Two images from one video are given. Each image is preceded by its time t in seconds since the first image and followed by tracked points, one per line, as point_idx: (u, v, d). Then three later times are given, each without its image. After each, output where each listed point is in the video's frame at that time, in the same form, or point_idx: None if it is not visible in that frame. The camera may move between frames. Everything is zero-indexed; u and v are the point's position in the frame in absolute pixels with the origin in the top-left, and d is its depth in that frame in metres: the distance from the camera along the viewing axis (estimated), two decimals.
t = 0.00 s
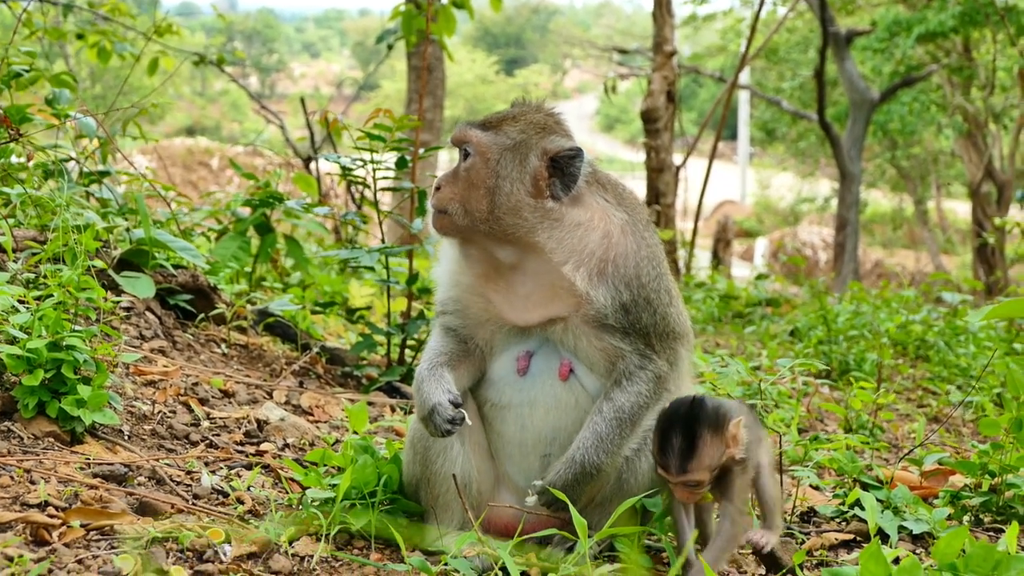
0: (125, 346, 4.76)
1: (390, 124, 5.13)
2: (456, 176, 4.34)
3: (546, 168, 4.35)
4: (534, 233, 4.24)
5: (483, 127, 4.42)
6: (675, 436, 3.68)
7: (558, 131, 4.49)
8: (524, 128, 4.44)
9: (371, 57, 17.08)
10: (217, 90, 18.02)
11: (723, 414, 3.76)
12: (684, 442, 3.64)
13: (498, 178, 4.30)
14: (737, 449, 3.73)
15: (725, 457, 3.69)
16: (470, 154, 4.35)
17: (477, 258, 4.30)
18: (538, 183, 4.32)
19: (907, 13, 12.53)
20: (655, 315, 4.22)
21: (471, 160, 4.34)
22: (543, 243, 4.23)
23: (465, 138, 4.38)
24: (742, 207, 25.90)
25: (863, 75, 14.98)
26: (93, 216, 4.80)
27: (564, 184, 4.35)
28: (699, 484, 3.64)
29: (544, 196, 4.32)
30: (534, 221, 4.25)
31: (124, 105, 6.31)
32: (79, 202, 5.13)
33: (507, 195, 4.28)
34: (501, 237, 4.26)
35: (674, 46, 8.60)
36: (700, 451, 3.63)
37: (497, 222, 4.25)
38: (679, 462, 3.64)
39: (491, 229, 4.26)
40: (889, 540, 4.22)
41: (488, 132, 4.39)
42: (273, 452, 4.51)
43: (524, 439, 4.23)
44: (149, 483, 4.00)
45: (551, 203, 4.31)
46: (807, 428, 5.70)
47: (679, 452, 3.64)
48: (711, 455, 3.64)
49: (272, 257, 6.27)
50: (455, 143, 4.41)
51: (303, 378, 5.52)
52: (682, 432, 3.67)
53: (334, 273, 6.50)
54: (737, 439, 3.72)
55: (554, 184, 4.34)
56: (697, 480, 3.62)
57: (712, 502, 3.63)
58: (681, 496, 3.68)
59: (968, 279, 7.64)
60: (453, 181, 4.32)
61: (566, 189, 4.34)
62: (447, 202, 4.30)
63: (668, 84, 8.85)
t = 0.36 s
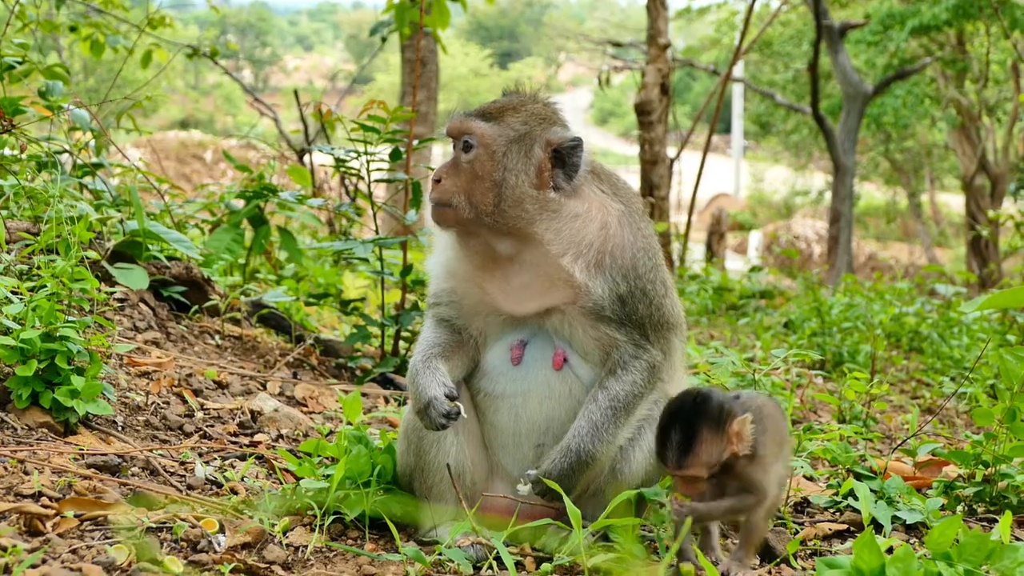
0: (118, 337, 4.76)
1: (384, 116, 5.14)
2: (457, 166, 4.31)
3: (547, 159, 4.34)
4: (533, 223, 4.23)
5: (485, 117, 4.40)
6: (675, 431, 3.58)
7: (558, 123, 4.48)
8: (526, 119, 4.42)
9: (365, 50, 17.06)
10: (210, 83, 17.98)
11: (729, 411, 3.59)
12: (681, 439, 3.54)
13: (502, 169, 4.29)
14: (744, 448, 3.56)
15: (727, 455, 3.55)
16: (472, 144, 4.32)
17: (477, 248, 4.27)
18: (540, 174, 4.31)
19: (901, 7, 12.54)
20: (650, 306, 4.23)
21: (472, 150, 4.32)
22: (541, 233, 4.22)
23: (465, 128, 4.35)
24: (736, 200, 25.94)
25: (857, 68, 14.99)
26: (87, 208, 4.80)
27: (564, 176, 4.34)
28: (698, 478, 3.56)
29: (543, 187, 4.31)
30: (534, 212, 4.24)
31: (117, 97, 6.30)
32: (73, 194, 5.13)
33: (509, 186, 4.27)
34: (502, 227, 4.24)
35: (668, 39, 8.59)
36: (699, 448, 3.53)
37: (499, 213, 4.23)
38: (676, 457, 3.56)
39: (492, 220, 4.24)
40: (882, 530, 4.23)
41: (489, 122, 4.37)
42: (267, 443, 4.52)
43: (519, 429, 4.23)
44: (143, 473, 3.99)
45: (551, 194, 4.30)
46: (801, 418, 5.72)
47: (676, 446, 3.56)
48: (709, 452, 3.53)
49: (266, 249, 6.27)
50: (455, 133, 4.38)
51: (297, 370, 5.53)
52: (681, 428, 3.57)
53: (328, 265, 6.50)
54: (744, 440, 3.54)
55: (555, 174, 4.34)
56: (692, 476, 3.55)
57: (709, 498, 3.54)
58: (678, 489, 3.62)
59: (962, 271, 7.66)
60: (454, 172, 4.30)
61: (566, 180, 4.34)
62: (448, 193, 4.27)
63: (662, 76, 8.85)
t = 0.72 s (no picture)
0: (111, 331, 4.75)
1: (377, 109, 5.14)
2: (453, 160, 4.29)
3: (543, 153, 4.34)
4: (529, 219, 4.23)
5: (480, 110, 4.38)
6: (651, 381, 3.71)
7: (553, 116, 4.48)
8: (522, 112, 4.42)
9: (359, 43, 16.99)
10: (204, 77, 17.88)
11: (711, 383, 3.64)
12: (653, 387, 3.67)
13: (499, 163, 4.29)
14: (715, 422, 3.58)
15: (696, 421, 3.61)
16: (468, 138, 4.30)
17: (472, 243, 4.27)
18: (537, 169, 4.31)
19: None
20: (643, 301, 4.24)
21: (469, 143, 4.30)
22: (536, 228, 4.22)
23: (461, 121, 4.32)
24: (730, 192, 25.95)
25: (851, 60, 14.99)
26: (80, 201, 4.79)
27: (559, 170, 4.35)
28: (660, 432, 3.66)
29: (539, 182, 4.31)
30: (530, 207, 4.25)
31: (110, 90, 6.28)
32: (66, 187, 5.12)
33: (505, 181, 4.26)
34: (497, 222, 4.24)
35: (662, 31, 8.57)
36: (668, 400, 3.64)
37: (496, 208, 4.23)
38: (645, 403, 3.69)
39: (488, 214, 4.23)
40: (876, 522, 4.25)
41: (486, 115, 4.35)
42: (261, 436, 4.52)
43: (513, 422, 4.24)
44: (137, 467, 4.00)
45: (547, 188, 4.31)
46: (795, 411, 5.74)
47: (647, 394, 3.68)
48: (677, 408, 3.62)
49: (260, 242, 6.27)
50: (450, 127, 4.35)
51: (290, 363, 5.54)
52: (655, 380, 3.70)
53: (322, 258, 6.50)
54: (719, 412, 3.58)
55: (551, 169, 4.35)
56: (656, 426, 3.65)
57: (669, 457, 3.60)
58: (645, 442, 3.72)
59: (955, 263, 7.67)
60: (451, 166, 4.28)
61: (561, 175, 4.35)
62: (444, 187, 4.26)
63: (656, 69, 8.84)
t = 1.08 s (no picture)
0: (105, 325, 4.75)
1: (371, 103, 5.13)
2: (443, 155, 4.30)
3: (533, 148, 4.34)
4: (520, 213, 4.23)
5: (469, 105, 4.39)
6: (605, 375, 3.81)
7: (543, 111, 4.49)
8: (511, 107, 4.42)
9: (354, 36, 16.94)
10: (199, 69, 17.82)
11: (662, 387, 3.70)
12: (606, 380, 3.78)
13: (488, 158, 4.29)
14: (655, 426, 3.67)
15: (638, 420, 3.69)
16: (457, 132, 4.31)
17: (461, 237, 4.27)
18: (527, 163, 4.32)
19: None
20: (636, 295, 4.24)
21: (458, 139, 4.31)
22: (527, 223, 4.22)
23: (450, 117, 4.34)
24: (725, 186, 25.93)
25: (846, 53, 14.97)
26: (74, 195, 4.78)
27: (550, 165, 4.35)
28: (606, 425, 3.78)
29: (530, 176, 4.31)
30: (521, 201, 4.25)
31: (104, 84, 6.26)
32: (59, 181, 5.11)
33: (495, 174, 4.27)
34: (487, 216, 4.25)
35: (656, 25, 8.55)
36: (614, 396, 3.73)
37: (486, 202, 4.23)
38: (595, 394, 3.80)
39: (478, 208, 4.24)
40: (870, 516, 4.27)
41: (475, 110, 4.36)
42: (254, 430, 4.52)
43: (506, 417, 4.24)
44: (131, 461, 4.00)
45: (537, 183, 4.31)
46: (789, 405, 5.75)
47: (599, 386, 3.80)
48: (621, 406, 3.72)
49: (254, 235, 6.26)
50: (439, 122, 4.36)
51: (285, 357, 5.54)
52: (607, 375, 3.80)
53: (316, 252, 6.50)
54: (662, 412, 3.66)
55: (541, 163, 4.34)
56: (601, 417, 3.77)
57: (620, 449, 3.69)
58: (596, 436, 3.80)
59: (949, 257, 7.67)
60: (440, 161, 4.29)
61: (551, 169, 4.35)
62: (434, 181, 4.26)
63: (650, 62, 8.81)
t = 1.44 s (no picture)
0: (100, 322, 4.74)
1: (365, 98, 5.12)
2: (448, 153, 4.23)
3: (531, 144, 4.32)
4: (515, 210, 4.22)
5: (475, 101, 4.32)
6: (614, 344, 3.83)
7: (540, 106, 4.46)
8: (511, 101, 4.38)
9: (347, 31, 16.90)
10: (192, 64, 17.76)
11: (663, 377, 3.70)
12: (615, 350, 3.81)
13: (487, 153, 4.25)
14: (648, 410, 3.71)
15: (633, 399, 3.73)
16: (463, 129, 4.24)
17: (463, 235, 4.24)
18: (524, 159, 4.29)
19: None
20: (628, 290, 4.25)
21: (463, 137, 4.24)
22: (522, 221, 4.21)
23: (457, 113, 4.26)
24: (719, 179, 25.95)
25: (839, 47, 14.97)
26: (68, 192, 4.77)
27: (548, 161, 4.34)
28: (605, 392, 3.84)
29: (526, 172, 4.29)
30: (517, 198, 4.23)
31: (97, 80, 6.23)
32: (54, 177, 5.09)
33: (499, 173, 4.23)
34: (491, 215, 4.22)
35: (650, 19, 8.52)
36: (615, 368, 3.76)
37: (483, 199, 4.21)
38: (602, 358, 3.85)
39: (481, 207, 4.20)
40: (866, 510, 4.29)
41: (481, 106, 4.29)
42: (250, 427, 4.52)
43: (501, 412, 4.26)
44: (126, 458, 3.99)
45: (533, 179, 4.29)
46: (784, 399, 5.76)
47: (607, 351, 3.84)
48: (622, 381, 3.75)
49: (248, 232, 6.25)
50: (442, 117, 4.27)
51: (280, 353, 5.54)
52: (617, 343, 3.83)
53: (311, 248, 6.48)
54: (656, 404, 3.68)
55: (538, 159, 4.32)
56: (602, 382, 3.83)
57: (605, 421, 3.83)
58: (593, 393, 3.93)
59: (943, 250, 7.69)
60: (444, 160, 4.22)
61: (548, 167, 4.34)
62: (436, 179, 4.20)
63: (644, 56, 8.79)
